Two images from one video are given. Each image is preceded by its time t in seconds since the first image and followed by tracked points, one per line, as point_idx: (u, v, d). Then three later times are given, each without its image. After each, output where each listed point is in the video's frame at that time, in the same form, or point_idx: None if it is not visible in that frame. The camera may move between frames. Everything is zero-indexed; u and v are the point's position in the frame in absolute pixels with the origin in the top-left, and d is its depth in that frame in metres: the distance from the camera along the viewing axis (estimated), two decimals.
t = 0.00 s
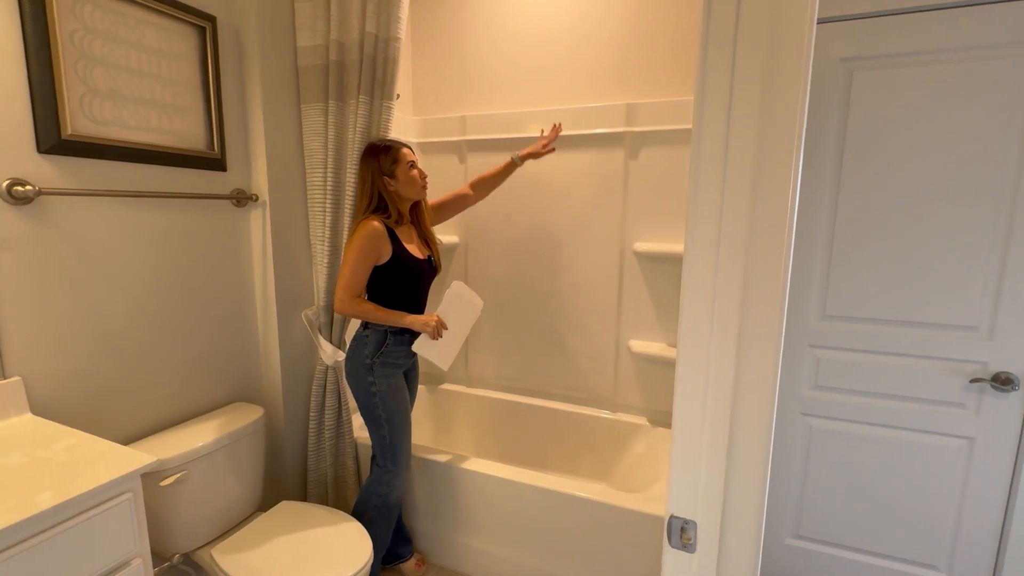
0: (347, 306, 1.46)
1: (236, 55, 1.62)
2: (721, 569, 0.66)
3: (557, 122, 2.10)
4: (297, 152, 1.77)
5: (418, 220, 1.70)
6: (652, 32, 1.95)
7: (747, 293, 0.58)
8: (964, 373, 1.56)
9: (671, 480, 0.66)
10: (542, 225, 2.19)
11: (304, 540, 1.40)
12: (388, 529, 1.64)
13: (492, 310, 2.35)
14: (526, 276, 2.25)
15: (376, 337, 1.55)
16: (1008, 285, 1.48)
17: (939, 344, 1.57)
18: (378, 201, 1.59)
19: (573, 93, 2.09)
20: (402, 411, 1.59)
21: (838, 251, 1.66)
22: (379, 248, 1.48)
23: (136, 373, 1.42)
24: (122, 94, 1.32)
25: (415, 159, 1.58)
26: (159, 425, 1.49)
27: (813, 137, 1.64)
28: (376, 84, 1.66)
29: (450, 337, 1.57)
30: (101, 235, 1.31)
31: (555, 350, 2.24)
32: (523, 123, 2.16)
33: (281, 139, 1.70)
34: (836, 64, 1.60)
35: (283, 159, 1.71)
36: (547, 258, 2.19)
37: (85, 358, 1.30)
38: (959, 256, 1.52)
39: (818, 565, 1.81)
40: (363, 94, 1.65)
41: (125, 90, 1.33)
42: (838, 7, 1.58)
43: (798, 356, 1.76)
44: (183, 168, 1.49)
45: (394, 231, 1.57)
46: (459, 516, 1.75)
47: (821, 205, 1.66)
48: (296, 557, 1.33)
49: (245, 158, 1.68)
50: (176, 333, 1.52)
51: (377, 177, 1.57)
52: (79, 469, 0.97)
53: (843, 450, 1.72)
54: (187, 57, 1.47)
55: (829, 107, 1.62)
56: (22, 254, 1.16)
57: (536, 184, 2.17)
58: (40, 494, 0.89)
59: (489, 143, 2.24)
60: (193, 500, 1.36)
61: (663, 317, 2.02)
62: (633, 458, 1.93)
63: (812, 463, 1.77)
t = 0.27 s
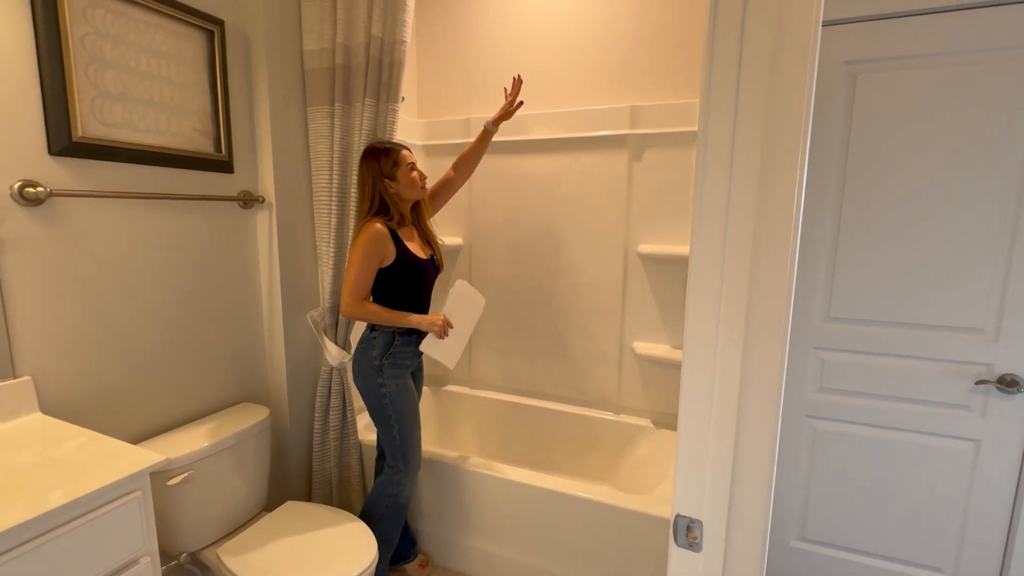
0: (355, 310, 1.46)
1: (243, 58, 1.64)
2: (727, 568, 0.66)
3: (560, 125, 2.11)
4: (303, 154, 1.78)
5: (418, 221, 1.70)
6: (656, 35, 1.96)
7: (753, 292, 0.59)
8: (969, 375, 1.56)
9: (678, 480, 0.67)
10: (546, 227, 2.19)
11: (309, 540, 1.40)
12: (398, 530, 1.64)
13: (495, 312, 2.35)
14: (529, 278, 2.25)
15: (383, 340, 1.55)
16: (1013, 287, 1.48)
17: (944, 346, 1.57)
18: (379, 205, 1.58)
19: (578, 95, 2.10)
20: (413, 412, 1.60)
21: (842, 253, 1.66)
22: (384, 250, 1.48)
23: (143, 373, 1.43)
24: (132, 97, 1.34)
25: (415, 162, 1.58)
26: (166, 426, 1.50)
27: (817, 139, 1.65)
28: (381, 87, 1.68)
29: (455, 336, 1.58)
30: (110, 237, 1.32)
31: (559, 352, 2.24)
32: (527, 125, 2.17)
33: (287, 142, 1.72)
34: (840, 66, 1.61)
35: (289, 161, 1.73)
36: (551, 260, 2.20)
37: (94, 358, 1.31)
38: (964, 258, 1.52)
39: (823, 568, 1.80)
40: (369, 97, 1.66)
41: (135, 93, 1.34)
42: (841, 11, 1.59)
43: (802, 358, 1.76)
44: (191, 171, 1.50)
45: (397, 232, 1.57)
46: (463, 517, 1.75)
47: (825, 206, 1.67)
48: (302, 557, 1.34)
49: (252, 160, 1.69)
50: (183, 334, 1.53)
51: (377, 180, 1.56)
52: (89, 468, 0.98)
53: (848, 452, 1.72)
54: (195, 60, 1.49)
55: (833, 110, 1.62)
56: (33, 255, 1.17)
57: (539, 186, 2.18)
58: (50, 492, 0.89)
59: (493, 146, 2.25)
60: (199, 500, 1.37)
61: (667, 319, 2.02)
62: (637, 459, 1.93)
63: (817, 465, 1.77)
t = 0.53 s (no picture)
0: (358, 315, 1.46)
1: (249, 64, 1.65)
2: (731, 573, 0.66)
3: (564, 130, 2.12)
4: (308, 159, 1.79)
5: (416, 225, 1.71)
6: (659, 41, 1.97)
7: (756, 296, 0.59)
8: (973, 381, 1.56)
9: (681, 485, 0.67)
10: (549, 232, 2.20)
11: (311, 544, 1.41)
12: (402, 534, 1.64)
13: (498, 317, 2.36)
14: (533, 282, 2.26)
15: (386, 346, 1.56)
16: (1016, 293, 1.48)
17: (947, 351, 1.58)
18: (378, 211, 1.59)
19: (581, 100, 2.11)
20: (417, 416, 1.61)
21: (844, 258, 1.67)
22: (384, 255, 1.49)
23: (149, 376, 1.44)
24: (140, 103, 1.35)
25: (414, 167, 1.60)
26: (170, 429, 1.50)
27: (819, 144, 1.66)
28: (386, 93, 1.69)
29: (458, 338, 1.60)
30: (117, 241, 1.33)
31: (562, 357, 2.24)
32: (530, 131, 2.18)
33: (292, 147, 1.73)
34: (843, 73, 1.62)
35: (294, 166, 1.74)
36: (554, 264, 2.21)
37: (100, 361, 1.32)
38: (968, 263, 1.53)
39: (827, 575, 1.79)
40: (373, 102, 1.67)
41: (143, 99, 1.36)
42: (843, 18, 1.61)
43: (806, 363, 1.76)
44: (197, 175, 1.52)
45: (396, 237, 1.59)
46: (465, 521, 1.75)
47: (828, 211, 1.68)
48: (305, 561, 1.34)
49: (257, 165, 1.70)
50: (188, 338, 1.54)
51: (376, 186, 1.57)
52: (95, 470, 0.99)
53: (852, 457, 1.72)
54: (203, 66, 1.50)
55: (836, 116, 1.64)
56: (40, 259, 1.18)
57: (542, 191, 2.19)
58: (57, 494, 0.90)
59: (497, 151, 2.26)
60: (203, 504, 1.37)
61: (670, 324, 2.02)
62: (640, 464, 1.93)
63: (821, 471, 1.77)
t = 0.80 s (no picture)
0: (359, 321, 1.48)
1: (257, 73, 1.68)
2: None
3: (566, 139, 2.14)
4: (313, 166, 1.82)
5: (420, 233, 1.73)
6: (660, 51, 1.99)
7: (754, 301, 0.60)
8: (974, 389, 1.56)
9: (681, 491, 0.68)
10: (550, 239, 2.22)
11: (314, 548, 1.42)
12: (404, 540, 1.65)
13: (500, 323, 2.37)
14: (535, 289, 2.28)
15: (386, 351, 1.57)
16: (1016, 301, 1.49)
17: (948, 359, 1.58)
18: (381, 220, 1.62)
19: (584, 108, 2.14)
20: (418, 422, 1.61)
21: (844, 266, 1.69)
22: (386, 262, 1.51)
23: (155, 380, 1.45)
24: (150, 111, 1.38)
25: (418, 177, 1.60)
26: (175, 433, 1.52)
27: (819, 153, 1.68)
28: (390, 101, 1.72)
29: (460, 346, 1.62)
30: (125, 247, 1.35)
31: (563, 363, 2.25)
32: (533, 139, 2.21)
33: (298, 155, 1.75)
34: (842, 83, 1.65)
35: (299, 173, 1.76)
36: (556, 271, 2.22)
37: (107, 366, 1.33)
38: (968, 272, 1.54)
39: None
40: (378, 111, 1.70)
41: (153, 107, 1.39)
42: (841, 29, 1.63)
43: (807, 371, 1.77)
44: (204, 183, 1.54)
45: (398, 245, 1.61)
46: (467, 528, 1.75)
47: (827, 219, 1.70)
48: (308, 566, 1.34)
49: (264, 172, 1.73)
50: (195, 343, 1.56)
51: (380, 193, 1.59)
52: (102, 473, 1.00)
53: (854, 465, 1.72)
54: (211, 76, 1.53)
55: (835, 126, 1.67)
56: (51, 264, 1.20)
57: (544, 199, 2.21)
58: (65, 496, 0.91)
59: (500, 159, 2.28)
60: (207, 508, 1.38)
61: (671, 331, 2.03)
62: (642, 471, 1.93)
63: (823, 479, 1.77)
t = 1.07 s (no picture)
0: (355, 331, 1.52)
1: (265, 91, 1.73)
2: None
3: (567, 154, 2.19)
4: (319, 181, 1.86)
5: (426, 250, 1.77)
6: (659, 69, 2.04)
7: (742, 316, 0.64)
8: (970, 402, 1.61)
9: (675, 501, 0.72)
10: (551, 253, 2.25)
11: (318, 558, 1.43)
12: (403, 551, 1.66)
13: (500, 336, 2.40)
14: (536, 302, 2.30)
15: (384, 363, 1.60)
16: (1009, 317, 1.54)
17: (943, 373, 1.63)
18: (384, 234, 1.66)
19: (584, 125, 2.18)
20: (414, 434, 1.63)
21: (839, 280, 1.75)
22: (386, 275, 1.54)
23: (161, 391, 1.48)
24: (162, 129, 1.43)
25: (425, 198, 1.63)
26: (180, 443, 1.54)
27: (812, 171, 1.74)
28: (395, 118, 1.76)
29: (457, 363, 1.61)
30: (135, 260, 1.39)
31: (564, 376, 2.27)
32: (534, 154, 2.25)
33: (304, 170, 1.80)
34: (834, 103, 1.72)
35: (305, 188, 1.80)
36: (557, 284, 2.25)
37: (115, 376, 1.36)
38: (960, 287, 1.59)
39: None
40: (383, 127, 1.74)
41: (165, 125, 1.43)
42: (833, 50, 1.69)
43: (805, 384, 1.82)
44: (213, 197, 1.58)
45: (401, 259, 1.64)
46: (466, 539, 1.76)
47: (821, 234, 1.76)
48: None
49: (270, 187, 1.77)
50: (201, 354, 1.59)
51: (386, 208, 1.64)
52: (109, 481, 1.02)
53: (852, 478, 1.76)
54: (221, 94, 1.58)
55: (827, 145, 1.74)
56: (64, 277, 1.24)
57: (545, 214, 2.25)
58: (74, 503, 0.94)
59: (502, 174, 2.32)
60: (210, 517, 1.40)
61: (670, 343, 2.05)
62: (641, 484, 1.94)
63: (822, 491, 1.80)
